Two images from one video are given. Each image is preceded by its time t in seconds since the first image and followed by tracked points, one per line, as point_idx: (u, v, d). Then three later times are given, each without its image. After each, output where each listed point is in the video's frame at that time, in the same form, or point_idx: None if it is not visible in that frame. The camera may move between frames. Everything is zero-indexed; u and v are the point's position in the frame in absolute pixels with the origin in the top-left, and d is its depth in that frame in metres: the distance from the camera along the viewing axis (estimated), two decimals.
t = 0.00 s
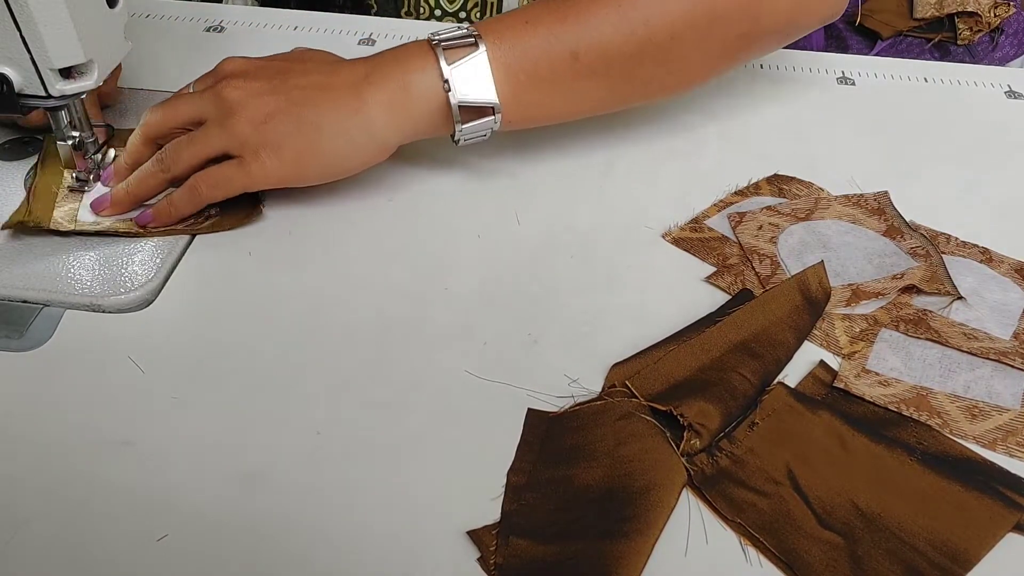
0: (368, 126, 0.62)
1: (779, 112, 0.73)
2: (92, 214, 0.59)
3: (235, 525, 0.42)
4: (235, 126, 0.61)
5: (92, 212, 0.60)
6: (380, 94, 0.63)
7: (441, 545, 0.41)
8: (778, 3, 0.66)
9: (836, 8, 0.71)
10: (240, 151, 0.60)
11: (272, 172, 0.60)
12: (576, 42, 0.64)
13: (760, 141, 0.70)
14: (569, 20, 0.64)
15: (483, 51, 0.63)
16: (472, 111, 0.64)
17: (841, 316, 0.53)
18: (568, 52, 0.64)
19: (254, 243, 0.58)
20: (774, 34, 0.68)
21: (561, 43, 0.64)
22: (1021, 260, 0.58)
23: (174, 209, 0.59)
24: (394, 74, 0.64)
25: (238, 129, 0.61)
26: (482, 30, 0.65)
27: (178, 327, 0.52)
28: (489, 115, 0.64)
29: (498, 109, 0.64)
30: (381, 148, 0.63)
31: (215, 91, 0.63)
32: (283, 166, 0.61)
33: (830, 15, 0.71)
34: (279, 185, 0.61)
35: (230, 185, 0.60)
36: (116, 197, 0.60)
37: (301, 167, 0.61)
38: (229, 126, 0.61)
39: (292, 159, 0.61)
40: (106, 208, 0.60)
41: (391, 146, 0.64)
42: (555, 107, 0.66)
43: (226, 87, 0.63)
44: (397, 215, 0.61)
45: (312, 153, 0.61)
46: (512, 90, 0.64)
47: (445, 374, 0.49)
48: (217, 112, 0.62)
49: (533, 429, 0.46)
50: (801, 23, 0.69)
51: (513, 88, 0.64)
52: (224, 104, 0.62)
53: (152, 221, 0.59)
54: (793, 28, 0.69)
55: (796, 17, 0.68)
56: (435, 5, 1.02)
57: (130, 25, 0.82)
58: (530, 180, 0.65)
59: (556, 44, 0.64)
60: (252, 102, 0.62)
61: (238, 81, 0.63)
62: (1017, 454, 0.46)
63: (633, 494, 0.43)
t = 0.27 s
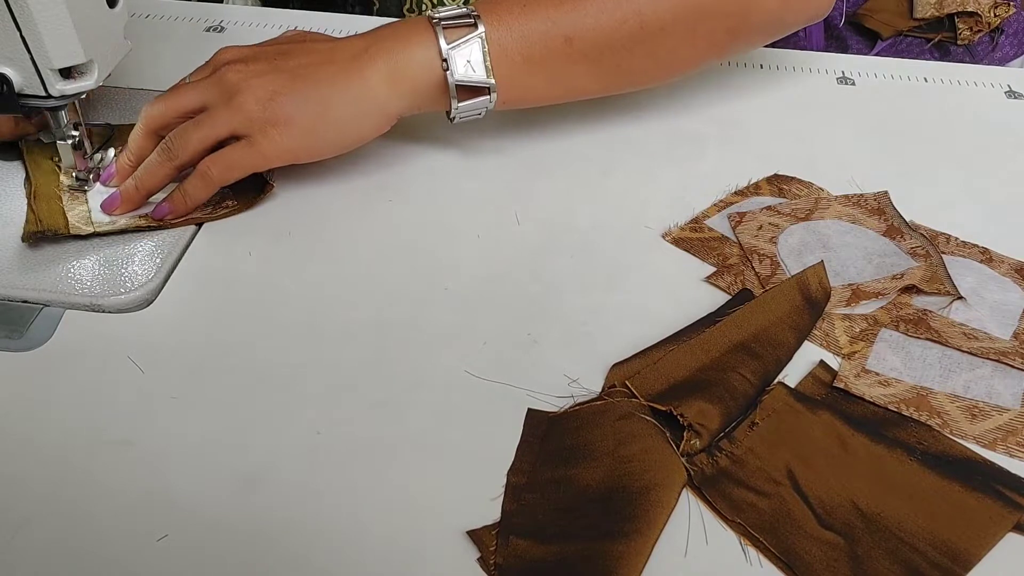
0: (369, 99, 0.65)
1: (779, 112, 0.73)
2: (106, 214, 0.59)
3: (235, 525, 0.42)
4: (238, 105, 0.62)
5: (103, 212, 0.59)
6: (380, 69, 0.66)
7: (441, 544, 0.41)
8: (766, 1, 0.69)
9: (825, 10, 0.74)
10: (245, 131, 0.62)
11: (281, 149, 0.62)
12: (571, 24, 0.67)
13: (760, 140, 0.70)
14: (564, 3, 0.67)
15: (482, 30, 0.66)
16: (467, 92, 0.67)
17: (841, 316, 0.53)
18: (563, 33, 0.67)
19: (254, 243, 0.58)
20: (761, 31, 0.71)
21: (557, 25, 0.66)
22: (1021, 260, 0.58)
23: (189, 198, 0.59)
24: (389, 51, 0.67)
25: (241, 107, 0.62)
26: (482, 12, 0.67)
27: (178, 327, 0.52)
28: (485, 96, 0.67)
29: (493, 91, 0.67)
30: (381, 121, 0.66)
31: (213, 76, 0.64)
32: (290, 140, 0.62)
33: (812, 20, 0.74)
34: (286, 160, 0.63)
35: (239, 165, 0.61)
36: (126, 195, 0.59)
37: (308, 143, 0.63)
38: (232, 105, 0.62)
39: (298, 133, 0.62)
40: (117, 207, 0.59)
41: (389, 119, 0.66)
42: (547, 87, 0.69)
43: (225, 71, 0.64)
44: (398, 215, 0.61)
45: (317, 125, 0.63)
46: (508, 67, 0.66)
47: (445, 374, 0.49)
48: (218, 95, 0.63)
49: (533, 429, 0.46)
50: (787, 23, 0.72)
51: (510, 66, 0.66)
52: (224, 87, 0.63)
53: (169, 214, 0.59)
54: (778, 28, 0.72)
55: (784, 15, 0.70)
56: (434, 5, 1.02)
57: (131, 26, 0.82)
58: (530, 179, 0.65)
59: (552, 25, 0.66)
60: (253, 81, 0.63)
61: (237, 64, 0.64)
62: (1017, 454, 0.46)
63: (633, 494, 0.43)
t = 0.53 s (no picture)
0: (374, 99, 0.64)
1: (780, 112, 0.73)
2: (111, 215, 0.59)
3: (235, 525, 0.42)
4: (244, 110, 0.62)
5: (105, 212, 0.59)
6: (385, 70, 0.65)
7: (441, 544, 0.41)
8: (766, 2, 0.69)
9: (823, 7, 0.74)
10: (251, 134, 0.62)
11: (287, 151, 0.62)
12: (575, 25, 0.67)
13: (761, 140, 0.70)
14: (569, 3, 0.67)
15: (489, 30, 0.66)
16: (473, 92, 0.66)
17: (841, 316, 0.53)
18: (567, 34, 0.67)
19: (254, 243, 0.58)
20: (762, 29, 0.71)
21: (561, 26, 0.67)
22: (1021, 260, 0.58)
23: (194, 200, 0.60)
24: (394, 49, 0.66)
25: (247, 112, 0.62)
26: (488, 12, 0.68)
27: (178, 327, 0.52)
28: (490, 96, 0.67)
29: (499, 91, 0.67)
30: (384, 121, 0.66)
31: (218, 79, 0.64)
32: (295, 143, 0.62)
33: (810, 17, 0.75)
34: (291, 163, 0.63)
35: (245, 168, 0.61)
36: (128, 195, 0.59)
37: (314, 144, 0.63)
38: (238, 110, 0.62)
39: (303, 135, 0.62)
40: (119, 208, 0.59)
41: (392, 119, 0.66)
42: (552, 86, 0.69)
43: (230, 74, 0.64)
44: (398, 215, 0.61)
45: (322, 127, 0.63)
46: (515, 67, 0.67)
47: (445, 374, 0.49)
48: (223, 98, 0.63)
49: (533, 429, 0.46)
50: (782, 24, 0.73)
51: (517, 65, 0.67)
52: (229, 90, 0.63)
53: (173, 214, 0.59)
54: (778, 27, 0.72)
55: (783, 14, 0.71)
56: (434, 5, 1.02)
57: (131, 26, 0.82)
58: (530, 179, 0.65)
59: (558, 26, 0.67)
60: (258, 85, 0.63)
61: (242, 67, 0.65)
62: (1017, 454, 0.46)
63: (633, 493, 0.43)
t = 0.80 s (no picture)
0: (376, 66, 0.68)
1: (779, 111, 0.73)
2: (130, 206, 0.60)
3: (235, 526, 0.42)
4: (253, 82, 0.65)
5: (131, 204, 0.60)
6: (384, 40, 0.69)
7: (441, 545, 0.41)
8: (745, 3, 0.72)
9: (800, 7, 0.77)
10: (263, 103, 0.65)
11: (299, 115, 0.65)
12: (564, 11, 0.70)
13: (761, 139, 0.70)
14: None
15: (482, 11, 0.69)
16: (464, 68, 0.70)
17: (841, 316, 0.53)
18: (556, 21, 0.70)
19: (254, 243, 0.58)
20: (740, 28, 0.74)
21: (550, 10, 0.70)
22: (1021, 260, 0.58)
23: (217, 175, 0.62)
24: (389, 23, 0.70)
25: (256, 83, 0.65)
26: None
27: (178, 327, 0.52)
28: (480, 72, 0.70)
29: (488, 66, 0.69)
30: (384, 90, 0.69)
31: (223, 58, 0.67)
32: (304, 109, 0.65)
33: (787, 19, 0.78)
34: (302, 128, 0.66)
35: (260, 137, 0.64)
36: (151, 182, 0.61)
37: (323, 109, 0.66)
38: (247, 83, 0.65)
39: (311, 101, 0.65)
40: (144, 197, 0.60)
41: (391, 88, 0.69)
42: (538, 67, 0.71)
43: (235, 52, 0.67)
44: (398, 214, 0.61)
45: (329, 94, 0.66)
46: (505, 46, 0.69)
47: (445, 374, 0.49)
48: (231, 72, 0.66)
49: (533, 429, 0.46)
50: (761, 19, 0.75)
51: (505, 45, 0.69)
52: (237, 65, 0.66)
53: (197, 193, 0.61)
54: (756, 25, 0.75)
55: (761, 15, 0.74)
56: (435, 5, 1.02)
57: (131, 26, 0.82)
58: (530, 179, 0.65)
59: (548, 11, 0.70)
60: (265, 59, 0.66)
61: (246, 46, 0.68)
62: (1017, 454, 0.46)
63: (634, 494, 0.43)
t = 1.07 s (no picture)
0: (381, 73, 0.68)
1: (779, 111, 0.73)
2: (130, 209, 0.60)
3: (235, 526, 0.42)
4: (258, 87, 0.64)
5: (131, 208, 0.59)
6: (389, 46, 0.69)
7: (441, 545, 0.41)
8: (744, 7, 0.74)
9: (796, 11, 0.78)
10: (267, 109, 0.64)
11: (303, 121, 0.65)
12: (567, 14, 0.70)
13: (761, 139, 0.70)
14: None
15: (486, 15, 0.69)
16: (470, 72, 0.70)
17: (841, 316, 0.53)
18: (559, 25, 0.70)
19: (253, 243, 0.58)
20: (740, 32, 0.75)
21: (554, 14, 0.70)
22: (1021, 260, 0.58)
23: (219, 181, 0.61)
24: (395, 29, 0.70)
25: (262, 89, 0.64)
26: None
27: (178, 326, 0.52)
28: (487, 76, 0.70)
29: (494, 71, 0.70)
30: (388, 97, 0.69)
31: (228, 61, 0.66)
32: (310, 115, 0.65)
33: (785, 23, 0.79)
34: (306, 135, 0.66)
35: (264, 143, 0.63)
36: (150, 186, 0.60)
37: (328, 115, 0.66)
38: (252, 88, 0.64)
39: (317, 106, 0.65)
40: (143, 201, 0.59)
41: (395, 95, 0.69)
42: (544, 71, 0.71)
43: (241, 56, 0.67)
44: (398, 215, 0.61)
45: (335, 100, 0.66)
46: (509, 50, 0.70)
47: (445, 374, 0.49)
48: (236, 77, 0.65)
49: (533, 429, 0.46)
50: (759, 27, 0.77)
51: (511, 49, 0.70)
52: (242, 70, 0.66)
53: (197, 200, 0.60)
54: (755, 29, 0.76)
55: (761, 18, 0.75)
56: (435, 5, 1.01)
57: (130, 26, 0.82)
58: (530, 179, 0.65)
59: (552, 15, 0.70)
60: (271, 64, 0.66)
61: (251, 49, 0.67)
62: (1017, 454, 0.46)
63: (634, 494, 0.43)
